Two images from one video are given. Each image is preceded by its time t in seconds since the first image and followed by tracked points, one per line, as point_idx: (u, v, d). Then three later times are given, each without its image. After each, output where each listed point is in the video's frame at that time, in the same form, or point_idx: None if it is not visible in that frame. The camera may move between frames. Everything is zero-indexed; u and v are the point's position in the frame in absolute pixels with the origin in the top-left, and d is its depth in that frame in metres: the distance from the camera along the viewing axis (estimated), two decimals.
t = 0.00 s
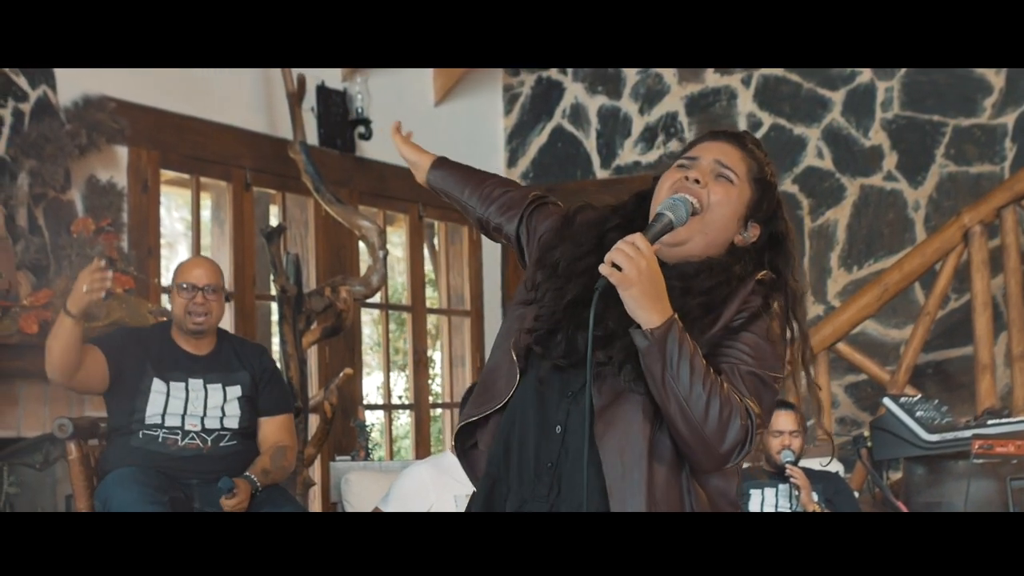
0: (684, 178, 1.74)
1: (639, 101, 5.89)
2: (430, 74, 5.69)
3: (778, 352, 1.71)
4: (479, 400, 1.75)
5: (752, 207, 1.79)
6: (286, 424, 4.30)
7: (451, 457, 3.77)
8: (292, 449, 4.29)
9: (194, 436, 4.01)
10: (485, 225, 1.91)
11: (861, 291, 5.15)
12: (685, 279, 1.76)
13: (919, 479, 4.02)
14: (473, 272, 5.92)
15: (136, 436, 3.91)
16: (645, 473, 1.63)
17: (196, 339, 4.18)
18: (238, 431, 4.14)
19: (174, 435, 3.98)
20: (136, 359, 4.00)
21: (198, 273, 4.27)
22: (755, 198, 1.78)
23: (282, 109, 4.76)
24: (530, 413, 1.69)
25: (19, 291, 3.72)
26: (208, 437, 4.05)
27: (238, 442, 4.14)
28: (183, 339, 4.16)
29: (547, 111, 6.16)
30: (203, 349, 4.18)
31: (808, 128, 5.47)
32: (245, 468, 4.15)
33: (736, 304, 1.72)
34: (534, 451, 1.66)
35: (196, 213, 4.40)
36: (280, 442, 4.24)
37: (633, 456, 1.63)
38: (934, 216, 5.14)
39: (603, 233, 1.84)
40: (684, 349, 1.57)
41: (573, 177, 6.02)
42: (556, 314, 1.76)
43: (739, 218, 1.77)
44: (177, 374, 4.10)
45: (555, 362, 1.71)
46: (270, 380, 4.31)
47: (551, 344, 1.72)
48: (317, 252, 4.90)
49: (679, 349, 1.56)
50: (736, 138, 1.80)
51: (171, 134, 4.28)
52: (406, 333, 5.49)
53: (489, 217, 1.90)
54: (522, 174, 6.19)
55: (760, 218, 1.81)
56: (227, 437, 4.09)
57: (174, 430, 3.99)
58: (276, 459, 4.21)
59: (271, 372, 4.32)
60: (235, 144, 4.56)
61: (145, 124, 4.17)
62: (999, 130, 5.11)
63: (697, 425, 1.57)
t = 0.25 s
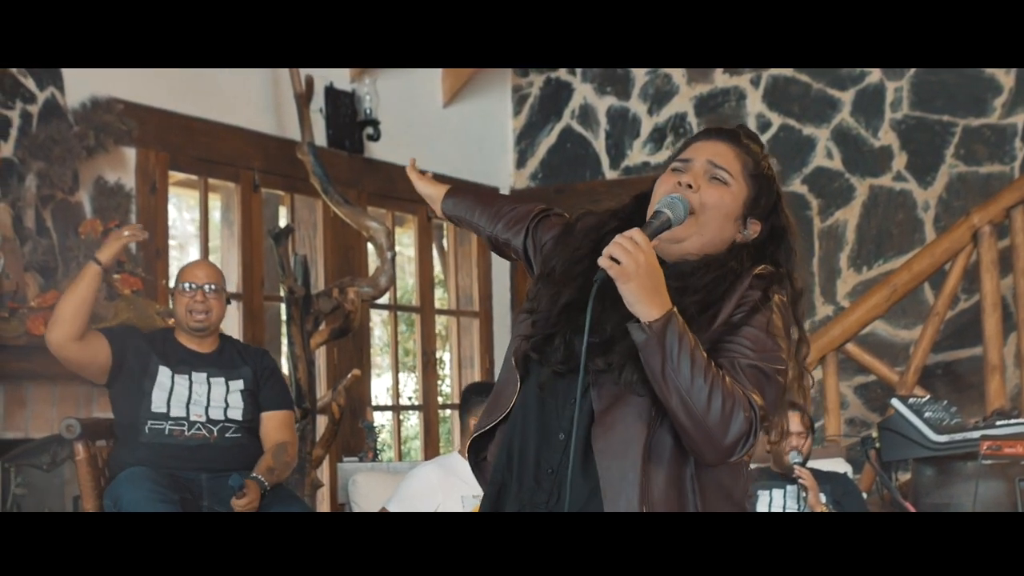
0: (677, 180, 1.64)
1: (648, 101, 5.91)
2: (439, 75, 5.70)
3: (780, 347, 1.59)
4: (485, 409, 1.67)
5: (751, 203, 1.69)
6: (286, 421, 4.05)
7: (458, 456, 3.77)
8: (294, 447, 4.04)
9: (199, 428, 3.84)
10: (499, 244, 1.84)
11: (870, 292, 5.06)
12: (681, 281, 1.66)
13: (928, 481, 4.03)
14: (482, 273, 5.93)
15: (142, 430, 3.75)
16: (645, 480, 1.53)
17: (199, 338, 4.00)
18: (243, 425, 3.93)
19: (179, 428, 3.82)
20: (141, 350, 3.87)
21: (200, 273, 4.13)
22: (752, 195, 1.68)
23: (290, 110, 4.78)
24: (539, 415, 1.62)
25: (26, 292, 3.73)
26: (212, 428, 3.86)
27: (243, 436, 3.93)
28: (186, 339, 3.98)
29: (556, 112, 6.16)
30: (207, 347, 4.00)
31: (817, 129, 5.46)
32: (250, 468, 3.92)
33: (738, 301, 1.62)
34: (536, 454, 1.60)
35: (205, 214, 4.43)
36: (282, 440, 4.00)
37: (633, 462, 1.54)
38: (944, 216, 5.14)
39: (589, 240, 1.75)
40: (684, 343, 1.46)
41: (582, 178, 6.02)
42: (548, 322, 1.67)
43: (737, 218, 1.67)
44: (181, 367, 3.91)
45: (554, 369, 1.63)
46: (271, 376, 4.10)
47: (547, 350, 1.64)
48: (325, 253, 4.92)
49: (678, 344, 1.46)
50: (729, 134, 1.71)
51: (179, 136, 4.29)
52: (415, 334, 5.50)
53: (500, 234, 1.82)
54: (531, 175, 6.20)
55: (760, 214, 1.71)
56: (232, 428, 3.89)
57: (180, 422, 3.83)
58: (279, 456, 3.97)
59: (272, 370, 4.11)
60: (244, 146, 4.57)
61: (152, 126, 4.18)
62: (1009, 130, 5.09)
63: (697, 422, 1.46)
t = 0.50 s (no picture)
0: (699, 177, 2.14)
1: (658, 101, 5.89)
2: (448, 75, 5.70)
3: (794, 336, 2.21)
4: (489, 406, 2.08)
5: (759, 209, 2.23)
6: (294, 419, 4.27)
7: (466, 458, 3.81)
8: (301, 446, 4.26)
9: (207, 424, 4.04)
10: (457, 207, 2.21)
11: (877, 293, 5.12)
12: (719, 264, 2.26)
13: (937, 481, 3.98)
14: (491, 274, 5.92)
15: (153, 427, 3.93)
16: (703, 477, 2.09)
17: (205, 337, 4.15)
18: (250, 422, 4.15)
19: (189, 424, 4.01)
20: (150, 347, 4.01)
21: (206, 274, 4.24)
22: (762, 198, 2.22)
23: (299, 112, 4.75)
24: (592, 409, 2.10)
25: (34, 294, 3.78)
26: (221, 424, 4.07)
27: (251, 434, 4.14)
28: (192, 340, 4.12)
29: (565, 112, 6.15)
30: (213, 347, 4.16)
31: (826, 129, 5.45)
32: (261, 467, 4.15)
33: (767, 305, 2.21)
34: (582, 437, 2.09)
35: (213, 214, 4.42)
36: (289, 440, 4.21)
37: (690, 469, 2.09)
38: (954, 216, 5.10)
39: (615, 233, 2.22)
40: (755, 351, 1.97)
41: (590, 178, 6.01)
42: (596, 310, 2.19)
43: (748, 215, 2.20)
44: (190, 364, 4.08)
45: (591, 371, 2.12)
46: (277, 378, 4.28)
47: (583, 355, 2.12)
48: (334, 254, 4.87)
49: (748, 349, 1.96)
50: (734, 135, 2.22)
51: (187, 137, 4.30)
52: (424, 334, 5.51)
53: (461, 195, 2.18)
54: (539, 175, 6.18)
55: (765, 216, 2.26)
56: (240, 426, 4.11)
57: (188, 419, 4.01)
58: (286, 455, 4.19)
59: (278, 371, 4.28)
60: (252, 146, 4.57)
61: (159, 126, 4.18)
62: (1019, 129, 5.08)
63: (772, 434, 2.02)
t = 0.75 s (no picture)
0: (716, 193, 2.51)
1: (665, 101, 5.90)
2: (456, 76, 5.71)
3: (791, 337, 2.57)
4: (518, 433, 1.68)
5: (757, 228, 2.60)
6: (301, 424, 4.23)
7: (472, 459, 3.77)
8: (310, 449, 4.22)
9: (213, 429, 4.02)
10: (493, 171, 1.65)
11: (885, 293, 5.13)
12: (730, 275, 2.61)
13: (945, 482, 3.98)
14: (498, 274, 5.92)
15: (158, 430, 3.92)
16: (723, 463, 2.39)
17: (213, 337, 4.16)
18: (256, 428, 4.12)
19: (195, 429, 4.00)
20: (157, 351, 4.02)
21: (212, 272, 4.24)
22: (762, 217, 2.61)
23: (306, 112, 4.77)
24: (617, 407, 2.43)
25: (41, 294, 3.79)
26: (227, 430, 4.05)
27: (257, 438, 4.11)
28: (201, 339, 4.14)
29: (574, 112, 6.18)
30: (221, 347, 4.16)
31: (834, 129, 5.45)
32: (266, 470, 4.11)
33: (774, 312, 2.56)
34: (632, 479, 1.78)
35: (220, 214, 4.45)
36: (297, 444, 4.18)
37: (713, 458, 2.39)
38: (962, 216, 5.09)
39: (669, 263, 1.87)
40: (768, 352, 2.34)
41: (598, 179, 6.04)
42: (647, 311, 1.79)
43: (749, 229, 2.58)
44: (197, 367, 4.09)
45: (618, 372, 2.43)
46: (285, 383, 4.27)
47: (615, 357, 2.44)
48: (341, 255, 4.91)
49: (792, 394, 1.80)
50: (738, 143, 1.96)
51: (195, 138, 4.31)
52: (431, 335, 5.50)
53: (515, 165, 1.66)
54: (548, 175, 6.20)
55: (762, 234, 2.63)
56: (246, 431, 4.08)
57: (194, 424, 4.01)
58: (295, 459, 4.16)
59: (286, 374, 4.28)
60: (259, 147, 4.58)
61: (166, 127, 4.19)
62: None
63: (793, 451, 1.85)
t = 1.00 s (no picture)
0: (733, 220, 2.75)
1: (674, 102, 5.92)
2: (464, 76, 5.72)
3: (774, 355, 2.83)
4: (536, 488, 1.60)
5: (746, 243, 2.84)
6: (313, 429, 4.27)
7: (477, 457, 3.76)
8: (320, 456, 4.26)
9: (221, 442, 4.04)
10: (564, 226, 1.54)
11: (894, 293, 5.10)
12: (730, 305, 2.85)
13: (954, 482, 4.00)
14: (507, 275, 5.94)
15: (163, 441, 3.92)
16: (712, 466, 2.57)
17: (223, 345, 4.16)
18: (265, 437, 4.16)
19: (201, 440, 4.00)
20: (165, 363, 4.01)
21: (223, 279, 4.22)
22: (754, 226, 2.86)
23: (313, 113, 4.80)
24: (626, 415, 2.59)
25: (48, 295, 3.76)
26: (234, 441, 4.08)
27: (264, 447, 4.15)
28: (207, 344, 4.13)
29: (582, 113, 6.19)
30: (231, 354, 4.16)
31: (843, 128, 5.44)
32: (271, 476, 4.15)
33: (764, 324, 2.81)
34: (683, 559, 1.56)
35: (228, 214, 4.45)
36: (306, 449, 4.22)
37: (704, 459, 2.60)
38: (972, 216, 5.07)
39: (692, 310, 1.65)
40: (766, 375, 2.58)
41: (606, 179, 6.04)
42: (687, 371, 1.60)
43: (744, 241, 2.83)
44: (207, 379, 4.09)
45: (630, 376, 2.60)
46: (295, 389, 4.28)
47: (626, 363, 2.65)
48: (350, 255, 4.94)
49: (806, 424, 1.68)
50: (743, 165, 1.67)
51: (205, 139, 4.33)
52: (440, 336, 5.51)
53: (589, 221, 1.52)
54: (556, 176, 6.19)
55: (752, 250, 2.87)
56: (254, 441, 4.11)
57: (202, 435, 4.01)
58: (305, 465, 4.20)
59: (296, 380, 4.28)
60: (268, 148, 4.61)
61: (174, 128, 4.21)
62: None
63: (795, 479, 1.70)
